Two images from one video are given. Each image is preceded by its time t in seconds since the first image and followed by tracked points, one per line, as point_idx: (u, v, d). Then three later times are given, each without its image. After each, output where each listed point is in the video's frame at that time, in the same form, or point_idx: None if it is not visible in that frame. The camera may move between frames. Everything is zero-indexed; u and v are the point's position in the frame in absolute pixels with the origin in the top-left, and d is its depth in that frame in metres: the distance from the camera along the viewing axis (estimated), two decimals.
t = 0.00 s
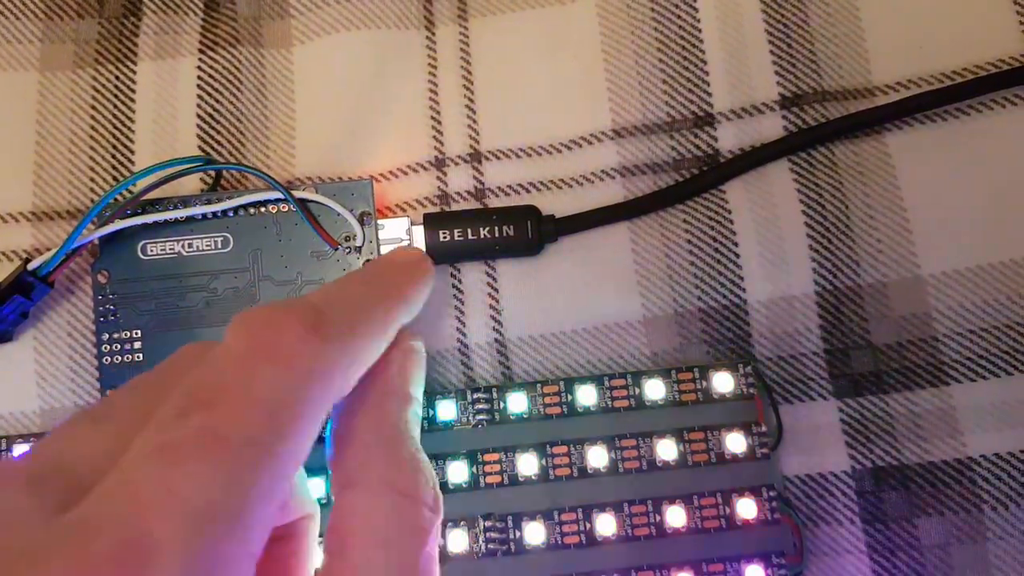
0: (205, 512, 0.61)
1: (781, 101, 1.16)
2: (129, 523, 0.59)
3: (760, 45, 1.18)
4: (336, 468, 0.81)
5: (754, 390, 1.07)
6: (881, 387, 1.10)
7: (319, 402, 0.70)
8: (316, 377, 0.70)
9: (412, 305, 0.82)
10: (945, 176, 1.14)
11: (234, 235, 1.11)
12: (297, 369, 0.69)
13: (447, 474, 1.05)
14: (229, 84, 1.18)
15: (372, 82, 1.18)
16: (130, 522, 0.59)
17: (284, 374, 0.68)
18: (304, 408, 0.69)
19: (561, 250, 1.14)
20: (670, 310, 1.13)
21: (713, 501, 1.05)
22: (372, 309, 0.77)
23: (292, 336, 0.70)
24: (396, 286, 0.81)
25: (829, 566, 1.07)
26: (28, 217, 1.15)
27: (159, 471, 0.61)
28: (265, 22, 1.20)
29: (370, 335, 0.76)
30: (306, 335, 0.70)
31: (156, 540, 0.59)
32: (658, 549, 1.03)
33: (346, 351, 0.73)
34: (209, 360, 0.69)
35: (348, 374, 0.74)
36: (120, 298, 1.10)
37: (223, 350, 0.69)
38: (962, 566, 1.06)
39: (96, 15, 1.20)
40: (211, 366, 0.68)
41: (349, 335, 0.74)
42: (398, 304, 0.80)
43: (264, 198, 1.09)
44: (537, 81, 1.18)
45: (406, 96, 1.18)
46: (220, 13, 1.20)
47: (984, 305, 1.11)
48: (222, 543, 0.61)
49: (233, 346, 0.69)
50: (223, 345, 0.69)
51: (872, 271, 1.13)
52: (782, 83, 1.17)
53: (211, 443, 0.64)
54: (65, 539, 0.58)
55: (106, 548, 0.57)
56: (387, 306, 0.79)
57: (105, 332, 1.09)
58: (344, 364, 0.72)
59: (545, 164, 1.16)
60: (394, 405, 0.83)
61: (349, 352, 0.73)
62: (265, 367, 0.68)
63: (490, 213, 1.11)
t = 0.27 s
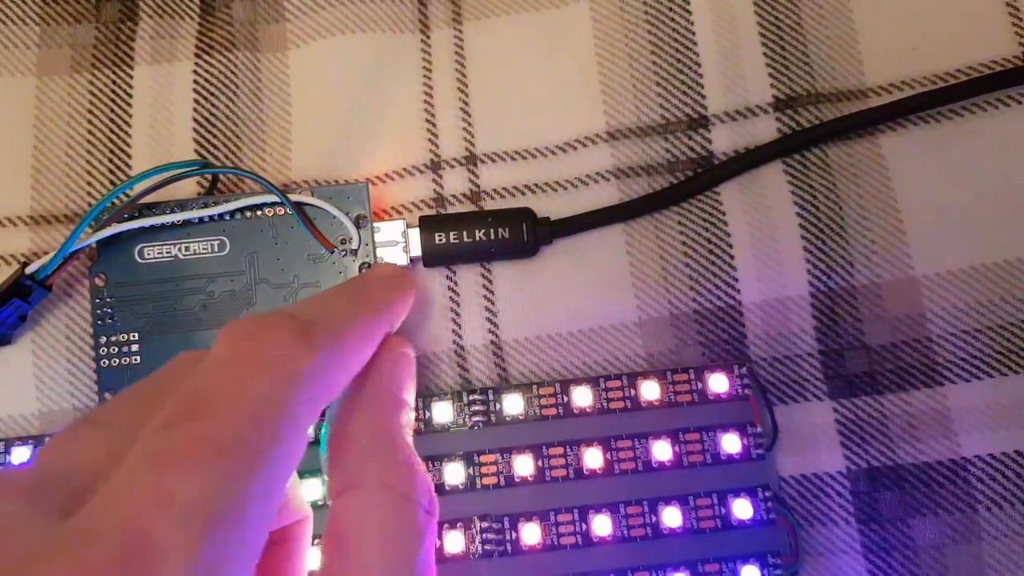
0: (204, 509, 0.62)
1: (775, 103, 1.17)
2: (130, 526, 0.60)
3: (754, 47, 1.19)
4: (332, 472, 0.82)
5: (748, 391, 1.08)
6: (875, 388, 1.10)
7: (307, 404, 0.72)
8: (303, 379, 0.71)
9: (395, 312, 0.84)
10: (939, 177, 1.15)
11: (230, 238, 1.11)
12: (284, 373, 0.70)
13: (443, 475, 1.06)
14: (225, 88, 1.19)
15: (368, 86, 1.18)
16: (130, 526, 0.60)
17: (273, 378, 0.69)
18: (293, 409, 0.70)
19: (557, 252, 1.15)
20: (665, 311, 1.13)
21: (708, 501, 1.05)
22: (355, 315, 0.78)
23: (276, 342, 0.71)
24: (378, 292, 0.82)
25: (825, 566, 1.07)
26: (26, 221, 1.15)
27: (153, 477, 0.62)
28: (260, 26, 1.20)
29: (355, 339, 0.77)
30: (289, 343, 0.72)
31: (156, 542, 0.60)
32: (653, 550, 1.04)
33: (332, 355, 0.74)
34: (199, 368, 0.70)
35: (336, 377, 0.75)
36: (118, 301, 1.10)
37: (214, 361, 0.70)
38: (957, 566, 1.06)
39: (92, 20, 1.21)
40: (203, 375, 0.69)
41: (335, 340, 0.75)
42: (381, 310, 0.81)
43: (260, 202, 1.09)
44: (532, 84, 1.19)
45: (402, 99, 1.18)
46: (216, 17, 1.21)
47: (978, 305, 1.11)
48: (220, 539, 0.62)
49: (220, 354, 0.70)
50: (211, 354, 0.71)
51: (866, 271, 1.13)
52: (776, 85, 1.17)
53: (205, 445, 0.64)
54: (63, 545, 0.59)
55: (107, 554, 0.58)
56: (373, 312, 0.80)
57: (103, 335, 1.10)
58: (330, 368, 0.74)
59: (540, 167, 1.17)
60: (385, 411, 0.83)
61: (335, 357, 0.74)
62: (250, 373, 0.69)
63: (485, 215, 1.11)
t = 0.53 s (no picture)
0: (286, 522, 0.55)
1: (776, 102, 1.17)
2: (197, 538, 0.53)
3: (755, 47, 1.19)
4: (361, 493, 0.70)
5: (749, 389, 1.08)
6: (876, 386, 1.11)
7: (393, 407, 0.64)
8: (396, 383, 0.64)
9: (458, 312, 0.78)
10: (939, 176, 1.15)
11: (234, 236, 1.11)
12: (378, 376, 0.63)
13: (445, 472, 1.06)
14: (227, 86, 1.19)
15: (370, 85, 1.19)
16: (198, 538, 0.53)
17: (352, 379, 0.62)
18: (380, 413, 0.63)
19: (558, 251, 1.15)
20: (666, 310, 1.14)
21: (709, 499, 1.06)
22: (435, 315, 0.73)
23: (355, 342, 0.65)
24: (446, 292, 0.77)
25: (825, 564, 1.07)
26: (28, 219, 1.15)
27: (221, 482, 0.56)
28: (263, 25, 1.21)
29: (431, 342, 0.71)
30: (366, 341, 0.65)
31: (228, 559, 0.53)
32: (654, 547, 1.04)
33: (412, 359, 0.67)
34: (300, 364, 0.64)
35: (413, 381, 0.68)
36: (121, 298, 1.11)
37: (331, 351, 0.64)
38: (957, 564, 1.07)
39: (95, 18, 1.21)
40: (297, 373, 0.63)
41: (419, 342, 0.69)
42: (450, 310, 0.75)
43: (263, 200, 1.10)
44: (534, 83, 1.19)
45: (404, 98, 1.18)
46: (219, 16, 1.21)
47: (978, 304, 1.12)
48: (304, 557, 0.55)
49: (315, 352, 0.64)
50: (312, 351, 0.64)
51: (866, 270, 1.14)
52: (777, 85, 1.18)
53: (283, 449, 0.57)
54: (122, 551, 0.53)
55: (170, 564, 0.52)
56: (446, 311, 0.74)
57: (106, 332, 1.10)
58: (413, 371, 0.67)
59: (542, 166, 1.17)
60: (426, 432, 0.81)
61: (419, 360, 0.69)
62: (326, 372, 0.62)
63: (488, 213, 1.12)
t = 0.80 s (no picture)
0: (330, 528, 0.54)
1: (780, 101, 1.17)
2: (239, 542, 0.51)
3: (759, 46, 1.19)
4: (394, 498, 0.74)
5: (753, 389, 1.08)
6: (880, 386, 1.11)
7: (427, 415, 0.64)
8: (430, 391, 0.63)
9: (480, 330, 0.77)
10: (943, 176, 1.15)
11: (236, 234, 1.11)
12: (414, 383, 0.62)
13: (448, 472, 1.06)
14: (230, 84, 1.19)
15: (373, 83, 1.18)
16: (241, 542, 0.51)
17: (388, 385, 0.60)
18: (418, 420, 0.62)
19: (561, 250, 1.15)
20: (669, 309, 1.14)
21: (713, 499, 1.05)
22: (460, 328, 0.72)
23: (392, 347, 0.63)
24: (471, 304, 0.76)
25: (828, 564, 1.07)
26: (31, 217, 1.15)
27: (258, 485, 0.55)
28: (266, 23, 1.20)
29: (459, 341, 0.71)
30: (403, 346, 0.64)
31: (274, 566, 0.51)
32: (657, 548, 1.04)
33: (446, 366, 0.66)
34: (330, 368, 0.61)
35: (445, 386, 0.68)
36: (124, 297, 1.11)
37: (364, 355, 0.61)
38: (961, 564, 1.07)
39: (98, 15, 1.21)
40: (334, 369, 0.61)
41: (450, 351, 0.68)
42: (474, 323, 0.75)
43: (265, 198, 1.10)
44: (538, 81, 1.19)
45: (408, 97, 1.18)
46: (222, 14, 1.21)
47: (983, 304, 1.12)
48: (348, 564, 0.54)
49: (344, 356, 0.61)
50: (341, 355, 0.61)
51: (870, 270, 1.13)
52: (781, 84, 1.17)
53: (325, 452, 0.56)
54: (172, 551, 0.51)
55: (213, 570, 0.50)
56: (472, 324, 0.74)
57: (108, 330, 1.10)
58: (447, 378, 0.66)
59: (545, 164, 1.17)
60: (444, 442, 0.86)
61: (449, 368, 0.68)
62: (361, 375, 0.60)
63: (490, 212, 1.11)
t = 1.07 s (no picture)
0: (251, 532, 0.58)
1: (781, 100, 1.17)
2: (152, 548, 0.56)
3: (760, 44, 1.18)
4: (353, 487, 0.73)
5: (753, 388, 1.08)
6: (880, 385, 1.10)
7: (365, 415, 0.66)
8: (364, 391, 0.65)
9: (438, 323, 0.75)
10: (944, 175, 1.15)
11: (235, 233, 1.11)
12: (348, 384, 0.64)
13: (448, 470, 1.06)
14: (230, 82, 1.19)
15: (373, 81, 1.18)
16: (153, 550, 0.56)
17: (317, 390, 0.63)
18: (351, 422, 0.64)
19: (561, 248, 1.15)
20: (669, 308, 1.14)
21: (712, 498, 1.05)
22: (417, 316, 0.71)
23: (323, 351, 0.65)
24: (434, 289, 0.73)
25: (827, 564, 1.07)
26: (32, 215, 1.15)
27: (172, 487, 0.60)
28: (266, 21, 1.20)
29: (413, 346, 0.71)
30: (335, 348, 0.65)
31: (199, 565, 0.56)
32: (656, 547, 1.04)
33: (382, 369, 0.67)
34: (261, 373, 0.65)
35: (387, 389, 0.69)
36: (124, 295, 1.11)
37: (291, 359, 0.64)
38: (960, 564, 1.07)
39: (98, 14, 1.21)
40: (267, 373, 0.64)
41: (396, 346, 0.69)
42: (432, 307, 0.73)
43: (265, 197, 1.10)
44: (538, 80, 1.19)
45: (408, 95, 1.18)
46: (222, 12, 1.21)
47: (983, 303, 1.11)
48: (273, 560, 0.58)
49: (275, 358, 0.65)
50: (272, 361, 0.65)
51: (870, 269, 1.13)
52: (782, 82, 1.17)
53: (249, 455, 0.60)
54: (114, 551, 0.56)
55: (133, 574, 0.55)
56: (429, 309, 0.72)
57: (108, 329, 1.10)
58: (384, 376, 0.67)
59: (545, 163, 1.17)
60: (398, 445, 0.74)
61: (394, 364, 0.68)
62: (293, 380, 0.63)
63: (490, 211, 1.11)
